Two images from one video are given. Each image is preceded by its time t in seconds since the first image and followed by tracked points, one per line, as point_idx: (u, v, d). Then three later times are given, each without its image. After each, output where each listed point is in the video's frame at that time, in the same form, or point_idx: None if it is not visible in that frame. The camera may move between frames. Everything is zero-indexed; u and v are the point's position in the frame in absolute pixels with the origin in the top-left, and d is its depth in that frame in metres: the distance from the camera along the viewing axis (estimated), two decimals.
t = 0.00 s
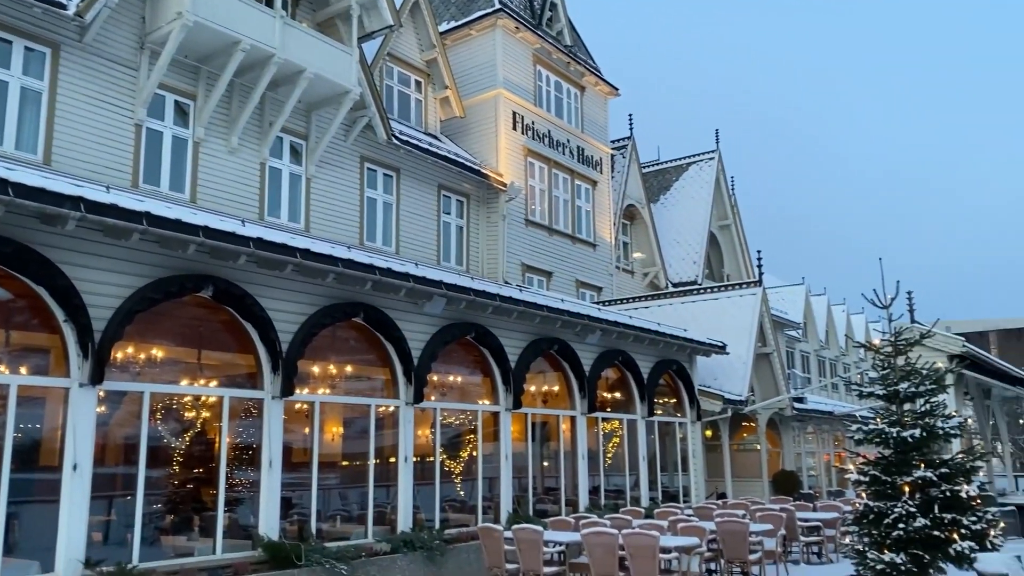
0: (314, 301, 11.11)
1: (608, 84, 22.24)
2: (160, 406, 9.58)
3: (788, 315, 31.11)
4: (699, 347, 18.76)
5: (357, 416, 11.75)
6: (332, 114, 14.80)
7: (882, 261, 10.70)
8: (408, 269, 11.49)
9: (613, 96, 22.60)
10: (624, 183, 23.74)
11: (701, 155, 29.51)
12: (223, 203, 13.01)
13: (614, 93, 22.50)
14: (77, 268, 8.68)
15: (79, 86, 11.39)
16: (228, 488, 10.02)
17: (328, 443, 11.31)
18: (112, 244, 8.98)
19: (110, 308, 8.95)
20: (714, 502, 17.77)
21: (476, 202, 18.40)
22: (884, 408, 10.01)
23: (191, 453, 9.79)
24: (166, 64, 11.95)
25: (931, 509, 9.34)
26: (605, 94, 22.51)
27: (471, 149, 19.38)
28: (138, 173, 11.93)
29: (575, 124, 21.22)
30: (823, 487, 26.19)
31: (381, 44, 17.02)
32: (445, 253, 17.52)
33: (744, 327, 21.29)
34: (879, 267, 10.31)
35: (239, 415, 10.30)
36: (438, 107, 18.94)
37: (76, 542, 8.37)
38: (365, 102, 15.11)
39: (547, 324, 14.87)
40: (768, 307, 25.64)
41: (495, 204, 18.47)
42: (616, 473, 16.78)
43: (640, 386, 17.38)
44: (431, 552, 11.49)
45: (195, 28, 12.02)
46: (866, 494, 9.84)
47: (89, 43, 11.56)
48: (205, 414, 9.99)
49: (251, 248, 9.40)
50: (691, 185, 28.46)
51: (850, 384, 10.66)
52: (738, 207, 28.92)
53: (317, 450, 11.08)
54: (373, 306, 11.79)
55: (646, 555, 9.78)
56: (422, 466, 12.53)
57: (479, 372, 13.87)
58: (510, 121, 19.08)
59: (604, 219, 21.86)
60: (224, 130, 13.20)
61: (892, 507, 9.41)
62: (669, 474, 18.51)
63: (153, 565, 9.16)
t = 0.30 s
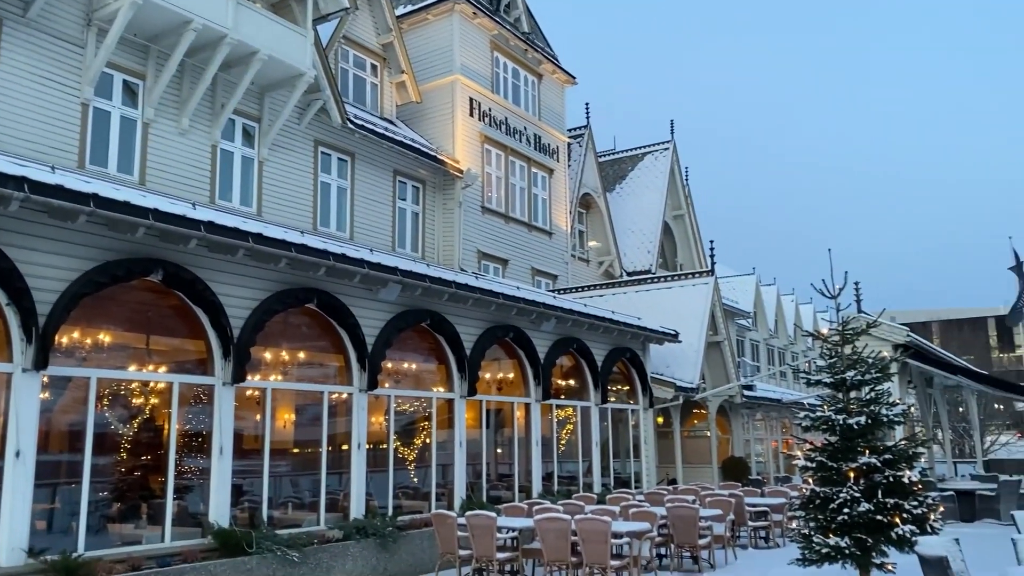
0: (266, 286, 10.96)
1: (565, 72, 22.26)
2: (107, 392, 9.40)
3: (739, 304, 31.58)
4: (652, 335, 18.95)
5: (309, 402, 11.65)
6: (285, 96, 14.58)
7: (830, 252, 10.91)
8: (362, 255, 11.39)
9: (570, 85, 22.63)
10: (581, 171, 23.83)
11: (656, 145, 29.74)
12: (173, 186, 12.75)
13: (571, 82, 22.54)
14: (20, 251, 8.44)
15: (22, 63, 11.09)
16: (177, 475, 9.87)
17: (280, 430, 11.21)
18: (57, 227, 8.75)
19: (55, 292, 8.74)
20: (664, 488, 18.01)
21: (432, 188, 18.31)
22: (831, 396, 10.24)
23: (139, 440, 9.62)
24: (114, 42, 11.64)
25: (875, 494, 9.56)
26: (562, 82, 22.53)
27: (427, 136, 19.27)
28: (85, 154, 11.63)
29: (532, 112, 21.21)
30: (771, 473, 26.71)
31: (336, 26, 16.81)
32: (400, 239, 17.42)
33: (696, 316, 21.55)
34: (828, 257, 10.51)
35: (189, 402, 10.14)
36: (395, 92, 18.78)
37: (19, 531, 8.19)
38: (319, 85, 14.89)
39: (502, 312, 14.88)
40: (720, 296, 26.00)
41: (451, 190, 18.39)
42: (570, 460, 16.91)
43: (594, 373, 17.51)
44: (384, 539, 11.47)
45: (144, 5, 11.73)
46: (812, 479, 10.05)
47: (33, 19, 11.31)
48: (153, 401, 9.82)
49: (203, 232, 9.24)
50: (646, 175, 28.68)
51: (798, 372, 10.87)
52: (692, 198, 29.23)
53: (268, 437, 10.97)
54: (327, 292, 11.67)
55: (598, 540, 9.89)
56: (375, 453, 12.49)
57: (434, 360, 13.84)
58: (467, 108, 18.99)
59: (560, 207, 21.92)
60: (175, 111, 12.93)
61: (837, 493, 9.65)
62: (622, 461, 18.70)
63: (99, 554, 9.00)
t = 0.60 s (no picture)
0: (219, 270, 10.79)
1: (524, 58, 22.20)
2: (53, 377, 9.18)
3: (693, 292, 31.93)
4: (609, 322, 19.07)
5: (262, 388, 11.51)
6: (240, 77, 14.32)
7: (783, 241, 11.07)
8: (317, 239, 11.26)
9: (529, 71, 22.58)
10: (539, 158, 23.83)
11: (614, 134, 29.85)
12: (123, 167, 12.46)
13: (530, 68, 22.49)
14: None
15: None
16: (126, 461, 9.69)
17: (233, 416, 11.08)
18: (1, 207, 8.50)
19: None
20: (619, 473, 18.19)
21: (389, 172, 18.18)
22: (782, 382, 10.43)
23: (87, 425, 9.44)
24: (62, 19, 11.32)
25: (823, 478, 9.76)
26: (522, 68, 22.48)
27: (385, 119, 19.10)
28: (30, 132, 11.30)
29: (491, 97, 21.13)
30: (723, 458, 27.13)
31: (292, 6, 16.54)
32: (356, 223, 17.28)
33: (652, 303, 21.73)
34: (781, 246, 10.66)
35: (139, 387, 9.95)
36: (352, 74, 18.58)
37: None
38: (275, 66, 14.66)
39: (459, 298, 14.85)
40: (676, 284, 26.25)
41: (409, 175, 18.27)
42: (526, 446, 16.98)
43: (550, 360, 17.58)
44: (337, 525, 11.40)
45: None
46: (763, 464, 10.22)
47: None
48: (102, 385, 9.63)
49: (153, 213, 9.05)
50: (604, 163, 28.79)
51: (750, 359, 11.04)
52: (649, 186, 29.43)
53: (221, 423, 10.82)
54: (281, 276, 11.52)
55: (553, 524, 9.95)
56: (330, 439, 12.41)
57: (390, 346, 13.76)
58: (425, 92, 18.85)
59: (518, 194, 21.90)
60: (125, 90, 12.62)
61: (786, 477, 9.81)
62: (577, 446, 18.83)
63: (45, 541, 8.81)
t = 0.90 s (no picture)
0: (174, 253, 10.60)
1: (487, 43, 22.08)
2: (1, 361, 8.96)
3: (653, 279, 32.18)
4: (570, 309, 19.14)
5: (219, 373, 11.36)
6: (196, 57, 14.04)
7: (741, 228, 11.19)
8: (274, 223, 11.11)
9: (492, 55, 22.47)
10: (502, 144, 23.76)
11: (577, 121, 29.86)
12: (74, 147, 12.15)
13: (493, 52, 22.38)
14: None
15: None
16: (77, 447, 9.50)
17: (188, 402, 10.92)
18: None
19: None
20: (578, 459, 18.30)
21: (349, 156, 18.02)
22: (738, 368, 10.57)
23: (37, 411, 9.25)
24: None
25: (777, 463, 9.91)
26: (484, 52, 22.35)
27: (345, 102, 18.88)
28: None
29: (453, 82, 20.99)
30: (680, 443, 27.46)
31: None
32: (315, 207, 17.10)
33: (612, 290, 21.84)
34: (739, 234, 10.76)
35: (91, 371, 9.76)
36: (311, 56, 18.33)
37: None
38: (233, 46, 14.40)
39: (419, 283, 14.77)
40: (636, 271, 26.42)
41: (369, 159, 18.11)
42: (485, 432, 16.99)
43: (511, 346, 17.59)
44: (294, 511, 11.31)
45: None
46: (719, 448, 10.35)
47: None
48: (52, 370, 9.42)
49: (105, 195, 8.85)
50: (566, 149, 28.81)
51: (708, 345, 11.15)
52: (610, 173, 29.53)
53: (175, 408, 10.66)
54: (237, 260, 11.36)
55: (511, 509, 9.98)
56: (288, 425, 12.30)
57: (349, 331, 13.66)
58: (386, 75, 18.66)
59: (480, 179, 21.83)
60: (76, 68, 12.30)
61: (741, 462, 9.96)
62: (537, 432, 18.91)
63: None
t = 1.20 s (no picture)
0: (130, 237, 10.40)
1: (451, 28, 21.92)
2: None
3: (616, 267, 32.32)
4: (533, 296, 19.15)
5: (176, 360, 11.19)
6: (154, 37, 13.75)
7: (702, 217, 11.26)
8: (233, 207, 10.94)
9: (456, 41, 22.32)
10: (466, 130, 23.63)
11: (541, 108, 29.83)
12: (26, 127, 11.83)
13: (457, 38, 22.23)
14: None
15: None
16: (29, 435, 9.30)
17: (145, 388, 10.75)
18: None
19: None
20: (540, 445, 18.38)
21: (311, 140, 17.82)
22: (698, 355, 10.67)
23: None
24: None
25: (735, 449, 10.03)
26: (448, 37, 22.19)
27: (307, 85, 18.64)
28: None
29: (416, 66, 20.82)
30: (641, 429, 27.70)
31: None
32: (276, 192, 16.91)
33: (575, 277, 21.90)
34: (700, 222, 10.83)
35: (44, 357, 9.55)
36: (273, 38, 18.06)
37: None
38: (191, 27, 14.12)
39: (381, 270, 14.66)
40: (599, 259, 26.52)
41: (331, 143, 17.92)
42: (448, 419, 16.97)
43: (474, 333, 17.56)
44: (253, 498, 11.20)
45: None
46: (678, 434, 10.45)
47: None
48: (3, 356, 9.20)
49: (58, 176, 8.64)
50: (531, 136, 28.77)
51: (668, 332, 11.24)
52: (575, 161, 29.55)
53: (132, 395, 10.48)
54: (196, 245, 11.17)
55: (472, 496, 9.98)
56: (247, 412, 12.16)
57: (309, 317, 13.52)
58: (348, 58, 18.45)
59: (444, 165, 21.72)
60: (28, 46, 11.97)
61: (700, 448, 10.07)
62: (499, 419, 18.93)
63: None
